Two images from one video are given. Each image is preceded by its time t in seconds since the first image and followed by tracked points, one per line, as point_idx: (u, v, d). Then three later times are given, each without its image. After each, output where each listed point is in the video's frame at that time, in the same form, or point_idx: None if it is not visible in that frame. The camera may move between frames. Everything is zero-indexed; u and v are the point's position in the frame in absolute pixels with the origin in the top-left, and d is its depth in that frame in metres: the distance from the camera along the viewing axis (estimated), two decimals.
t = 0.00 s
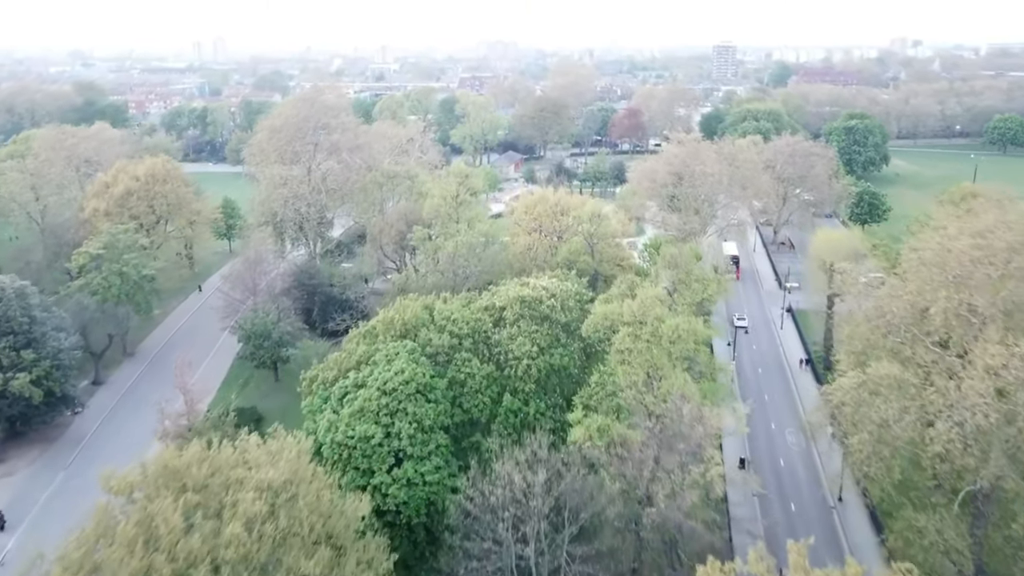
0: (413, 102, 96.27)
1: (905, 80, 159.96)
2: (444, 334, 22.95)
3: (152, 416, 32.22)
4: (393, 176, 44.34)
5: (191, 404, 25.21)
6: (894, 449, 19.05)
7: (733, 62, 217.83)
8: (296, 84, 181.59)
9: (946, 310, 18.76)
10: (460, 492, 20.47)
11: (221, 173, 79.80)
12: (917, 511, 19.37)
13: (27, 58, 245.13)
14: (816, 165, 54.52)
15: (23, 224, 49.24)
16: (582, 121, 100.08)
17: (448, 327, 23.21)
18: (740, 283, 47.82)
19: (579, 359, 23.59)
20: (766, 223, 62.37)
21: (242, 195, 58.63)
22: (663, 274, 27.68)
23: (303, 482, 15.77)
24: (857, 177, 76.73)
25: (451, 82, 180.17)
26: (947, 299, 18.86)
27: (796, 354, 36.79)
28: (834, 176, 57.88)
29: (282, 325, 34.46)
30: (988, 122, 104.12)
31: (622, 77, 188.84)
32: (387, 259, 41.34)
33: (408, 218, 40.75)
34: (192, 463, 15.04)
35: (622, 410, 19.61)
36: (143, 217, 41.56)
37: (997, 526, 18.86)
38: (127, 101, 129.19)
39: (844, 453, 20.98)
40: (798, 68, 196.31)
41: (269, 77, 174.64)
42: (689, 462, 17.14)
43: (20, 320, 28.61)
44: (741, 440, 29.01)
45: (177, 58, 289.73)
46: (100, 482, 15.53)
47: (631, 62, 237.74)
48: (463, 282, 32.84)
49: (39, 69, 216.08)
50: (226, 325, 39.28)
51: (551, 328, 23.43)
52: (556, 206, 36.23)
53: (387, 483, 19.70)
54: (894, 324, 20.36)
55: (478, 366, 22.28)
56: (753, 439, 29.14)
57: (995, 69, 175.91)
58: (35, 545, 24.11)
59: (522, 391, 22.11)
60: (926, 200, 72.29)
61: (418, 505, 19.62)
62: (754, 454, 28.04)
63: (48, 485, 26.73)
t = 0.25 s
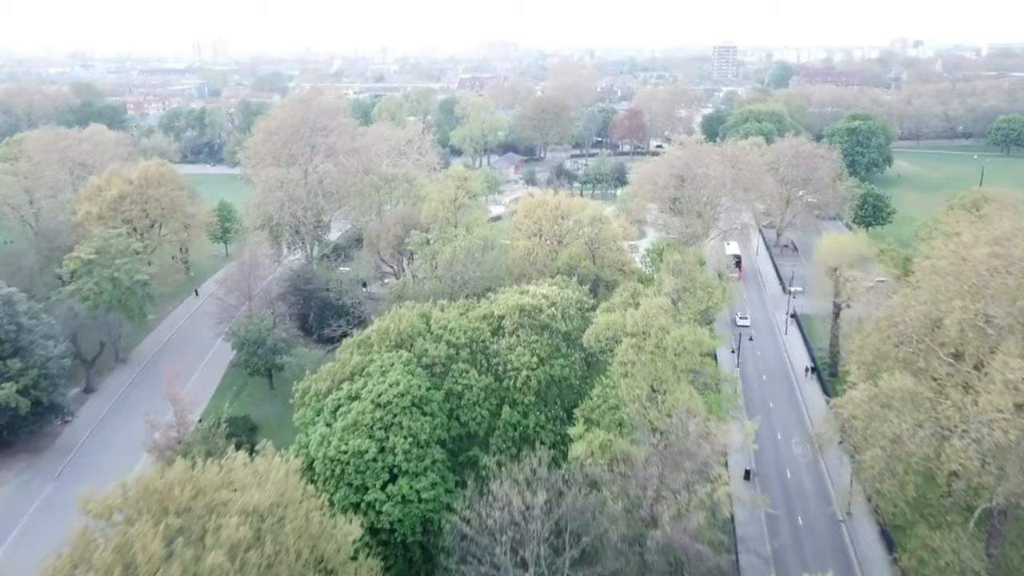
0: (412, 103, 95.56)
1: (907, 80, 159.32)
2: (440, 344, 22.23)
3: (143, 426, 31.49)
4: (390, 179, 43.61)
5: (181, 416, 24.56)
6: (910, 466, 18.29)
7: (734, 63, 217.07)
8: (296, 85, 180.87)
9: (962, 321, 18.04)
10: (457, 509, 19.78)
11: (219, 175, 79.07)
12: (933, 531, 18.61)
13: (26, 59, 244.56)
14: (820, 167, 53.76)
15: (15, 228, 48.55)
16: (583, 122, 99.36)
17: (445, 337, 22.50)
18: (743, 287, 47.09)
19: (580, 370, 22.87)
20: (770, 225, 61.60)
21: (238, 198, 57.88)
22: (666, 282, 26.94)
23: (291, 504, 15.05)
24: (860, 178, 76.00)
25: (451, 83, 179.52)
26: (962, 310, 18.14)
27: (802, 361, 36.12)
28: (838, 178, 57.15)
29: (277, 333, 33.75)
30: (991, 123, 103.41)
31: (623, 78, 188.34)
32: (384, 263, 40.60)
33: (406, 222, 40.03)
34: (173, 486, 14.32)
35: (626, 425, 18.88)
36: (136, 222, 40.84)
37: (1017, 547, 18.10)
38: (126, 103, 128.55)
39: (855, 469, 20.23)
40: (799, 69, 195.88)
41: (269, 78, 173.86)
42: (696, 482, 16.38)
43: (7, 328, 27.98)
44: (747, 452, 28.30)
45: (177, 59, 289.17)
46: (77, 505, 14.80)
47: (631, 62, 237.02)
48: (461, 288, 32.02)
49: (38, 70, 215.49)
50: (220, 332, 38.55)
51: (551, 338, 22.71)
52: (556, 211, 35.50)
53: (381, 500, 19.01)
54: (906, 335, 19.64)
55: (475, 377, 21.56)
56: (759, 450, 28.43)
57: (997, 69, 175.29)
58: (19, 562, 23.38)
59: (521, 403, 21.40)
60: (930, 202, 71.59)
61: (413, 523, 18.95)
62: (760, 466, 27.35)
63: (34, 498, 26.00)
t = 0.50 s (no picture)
0: (411, 104, 94.80)
1: (908, 81, 158.57)
2: (436, 356, 21.49)
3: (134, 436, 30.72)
4: (387, 182, 42.85)
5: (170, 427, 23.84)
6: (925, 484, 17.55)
7: (734, 63, 216.32)
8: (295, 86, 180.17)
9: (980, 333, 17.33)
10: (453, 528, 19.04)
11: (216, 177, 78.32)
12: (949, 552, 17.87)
13: (25, 59, 243.99)
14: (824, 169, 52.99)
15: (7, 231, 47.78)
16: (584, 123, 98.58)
17: (441, 348, 21.74)
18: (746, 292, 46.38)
19: (581, 381, 22.13)
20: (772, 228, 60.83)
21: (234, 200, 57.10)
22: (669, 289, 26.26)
23: (277, 529, 14.34)
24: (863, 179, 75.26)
25: (451, 83, 178.81)
26: (980, 322, 17.44)
27: (807, 368, 35.33)
28: (842, 180, 56.38)
29: (271, 340, 33.05)
30: (995, 124, 102.65)
31: (623, 78, 187.76)
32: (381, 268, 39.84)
33: (403, 226, 39.29)
34: (153, 509, 13.60)
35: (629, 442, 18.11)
36: (129, 226, 40.16)
37: None
38: (124, 104, 127.78)
39: (867, 486, 19.49)
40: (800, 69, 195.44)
41: (268, 79, 173.11)
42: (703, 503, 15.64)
43: None
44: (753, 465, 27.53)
45: (178, 59, 288.51)
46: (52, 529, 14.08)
47: (631, 62, 236.30)
48: (459, 295, 31.33)
49: (38, 71, 214.93)
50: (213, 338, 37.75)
51: (551, 348, 21.96)
52: (555, 214, 34.65)
53: (374, 519, 18.25)
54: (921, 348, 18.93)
55: (473, 390, 20.81)
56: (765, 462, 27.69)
57: (999, 69, 174.80)
58: None
59: (520, 417, 20.64)
60: (934, 204, 71.01)
61: (408, 543, 18.19)
62: (767, 479, 26.58)
63: (19, 512, 25.21)
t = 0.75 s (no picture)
0: (411, 104, 94.08)
1: (910, 81, 157.79)
2: (432, 367, 20.74)
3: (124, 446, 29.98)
4: (384, 185, 42.06)
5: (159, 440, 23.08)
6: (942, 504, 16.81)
7: (735, 63, 215.55)
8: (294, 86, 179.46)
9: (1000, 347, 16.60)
10: (450, 548, 18.27)
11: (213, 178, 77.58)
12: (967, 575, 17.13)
13: (25, 60, 243.38)
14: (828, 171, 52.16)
15: None
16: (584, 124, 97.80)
17: (437, 359, 20.98)
18: (749, 296, 45.60)
19: (583, 392, 21.34)
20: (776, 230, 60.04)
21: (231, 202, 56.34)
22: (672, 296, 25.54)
23: (261, 558, 13.75)
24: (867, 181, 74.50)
25: (450, 83, 178.05)
26: (1000, 334, 16.70)
27: (813, 376, 34.58)
28: (847, 182, 55.54)
29: (264, 347, 32.28)
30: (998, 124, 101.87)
31: (624, 79, 187.05)
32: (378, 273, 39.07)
33: (400, 230, 38.51)
34: (132, 534, 12.98)
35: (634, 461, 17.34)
36: (122, 230, 39.41)
37: None
38: (122, 105, 127.02)
39: (881, 504, 18.74)
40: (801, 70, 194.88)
41: (267, 79, 172.32)
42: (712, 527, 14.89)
43: None
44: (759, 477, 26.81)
45: (178, 60, 287.99)
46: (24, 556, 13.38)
47: (632, 62, 235.49)
48: (457, 302, 30.58)
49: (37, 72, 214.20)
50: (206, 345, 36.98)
51: (552, 359, 21.19)
52: (556, 218, 33.97)
53: (366, 540, 17.49)
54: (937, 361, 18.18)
55: (470, 403, 20.04)
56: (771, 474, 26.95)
57: (1001, 70, 173.91)
58: None
59: (519, 431, 19.87)
60: (938, 206, 70.30)
61: (401, 565, 17.43)
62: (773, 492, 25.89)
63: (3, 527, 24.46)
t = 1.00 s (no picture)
0: (410, 105, 93.36)
1: (912, 81, 157.13)
2: (427, 381, 19.98)
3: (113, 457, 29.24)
4: (381, 188, 41.25)
5: (146, 454, 22.31)
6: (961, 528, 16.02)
7: (736, 63, 214.72)
8: (293, 87, 178.68)
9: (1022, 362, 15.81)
10: (445, 570, 17.50)
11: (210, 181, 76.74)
12: None
13: (25, 61, 242.87)
14: (833, 173, 51.49)
15: None
16: (585, 125, 97.00)
17: (432, 372, 20.21)
18: (753, 300, 44.89)
19: (584, 406, 20.55)
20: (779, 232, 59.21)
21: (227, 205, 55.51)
22: (676, 305, 24.79)
23: None
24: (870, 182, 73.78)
25: (450, 84, 177.47)
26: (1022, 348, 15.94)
27: (820, 384, 33.84)
28: (852, 185, 54.79)
29: (257, 355, 31.50)
30: (1001, 125, 101.19)
31: (624, 79, 186.24)
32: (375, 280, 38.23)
33: (397, 235, 37.70)
34: None
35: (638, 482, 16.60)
36: (113, 234, 38.59)
37: None
38: (120, 107, 126.35)
39: (895, 525, 17.95)
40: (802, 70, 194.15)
41: (266, 80, 171.58)
42: (718, 556, 14.22)
43: None
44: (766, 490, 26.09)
45: (177, 61, 287.26)
46: None
47: (632, 63, 234.90)
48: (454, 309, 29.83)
49: (35, 73, 213.50)
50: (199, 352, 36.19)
51: (552, 372, 20.41)
52: (556, 222, 33.45)
53: (358, 564, 16.75)
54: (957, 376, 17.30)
55: (466, 418, 19.28)
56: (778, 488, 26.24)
57: (1002, 70, 173.36)
58: None
59: (517, 447, 19.11)
60: (942, 209, 69.58)
61: None
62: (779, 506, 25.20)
63: None
